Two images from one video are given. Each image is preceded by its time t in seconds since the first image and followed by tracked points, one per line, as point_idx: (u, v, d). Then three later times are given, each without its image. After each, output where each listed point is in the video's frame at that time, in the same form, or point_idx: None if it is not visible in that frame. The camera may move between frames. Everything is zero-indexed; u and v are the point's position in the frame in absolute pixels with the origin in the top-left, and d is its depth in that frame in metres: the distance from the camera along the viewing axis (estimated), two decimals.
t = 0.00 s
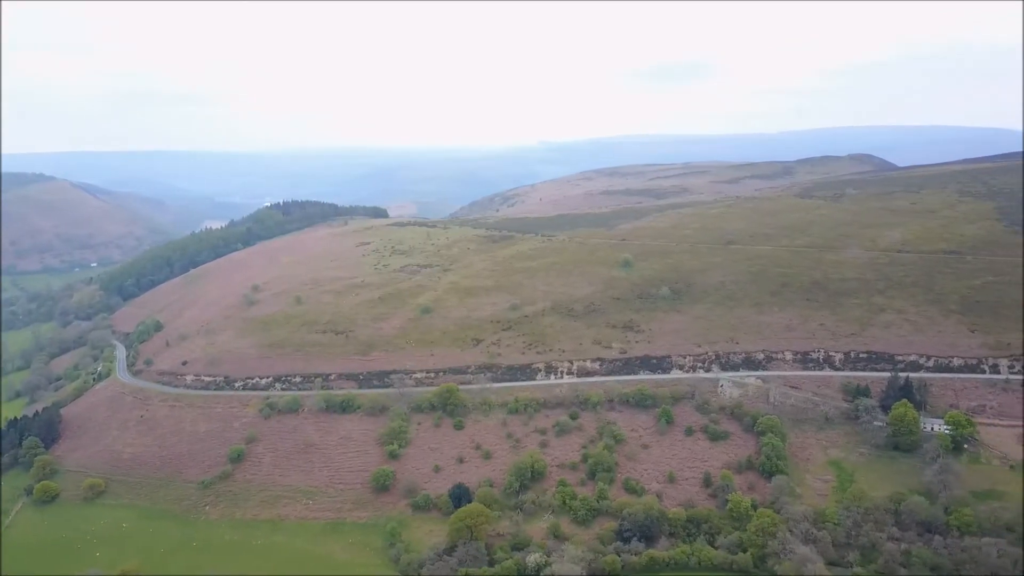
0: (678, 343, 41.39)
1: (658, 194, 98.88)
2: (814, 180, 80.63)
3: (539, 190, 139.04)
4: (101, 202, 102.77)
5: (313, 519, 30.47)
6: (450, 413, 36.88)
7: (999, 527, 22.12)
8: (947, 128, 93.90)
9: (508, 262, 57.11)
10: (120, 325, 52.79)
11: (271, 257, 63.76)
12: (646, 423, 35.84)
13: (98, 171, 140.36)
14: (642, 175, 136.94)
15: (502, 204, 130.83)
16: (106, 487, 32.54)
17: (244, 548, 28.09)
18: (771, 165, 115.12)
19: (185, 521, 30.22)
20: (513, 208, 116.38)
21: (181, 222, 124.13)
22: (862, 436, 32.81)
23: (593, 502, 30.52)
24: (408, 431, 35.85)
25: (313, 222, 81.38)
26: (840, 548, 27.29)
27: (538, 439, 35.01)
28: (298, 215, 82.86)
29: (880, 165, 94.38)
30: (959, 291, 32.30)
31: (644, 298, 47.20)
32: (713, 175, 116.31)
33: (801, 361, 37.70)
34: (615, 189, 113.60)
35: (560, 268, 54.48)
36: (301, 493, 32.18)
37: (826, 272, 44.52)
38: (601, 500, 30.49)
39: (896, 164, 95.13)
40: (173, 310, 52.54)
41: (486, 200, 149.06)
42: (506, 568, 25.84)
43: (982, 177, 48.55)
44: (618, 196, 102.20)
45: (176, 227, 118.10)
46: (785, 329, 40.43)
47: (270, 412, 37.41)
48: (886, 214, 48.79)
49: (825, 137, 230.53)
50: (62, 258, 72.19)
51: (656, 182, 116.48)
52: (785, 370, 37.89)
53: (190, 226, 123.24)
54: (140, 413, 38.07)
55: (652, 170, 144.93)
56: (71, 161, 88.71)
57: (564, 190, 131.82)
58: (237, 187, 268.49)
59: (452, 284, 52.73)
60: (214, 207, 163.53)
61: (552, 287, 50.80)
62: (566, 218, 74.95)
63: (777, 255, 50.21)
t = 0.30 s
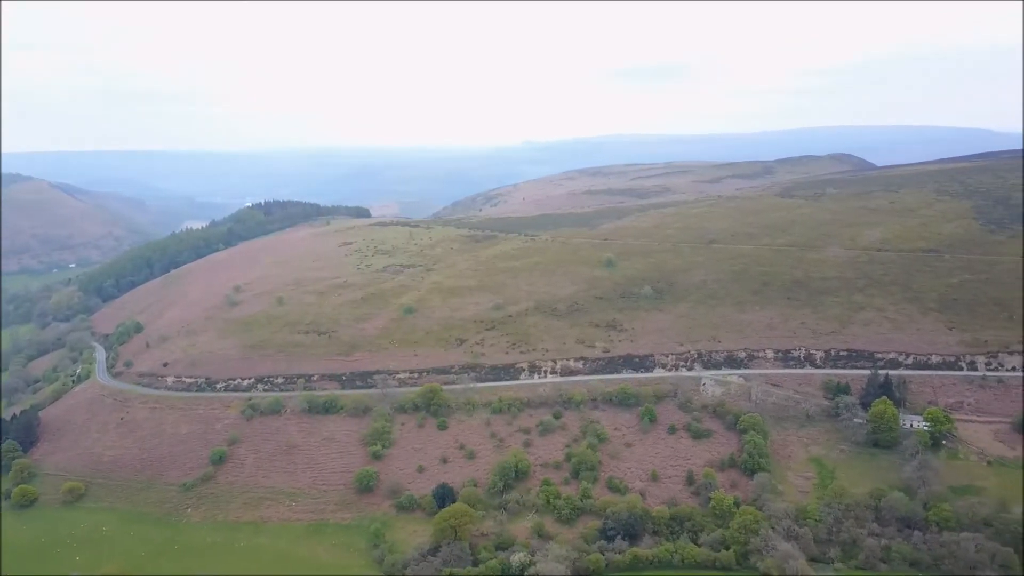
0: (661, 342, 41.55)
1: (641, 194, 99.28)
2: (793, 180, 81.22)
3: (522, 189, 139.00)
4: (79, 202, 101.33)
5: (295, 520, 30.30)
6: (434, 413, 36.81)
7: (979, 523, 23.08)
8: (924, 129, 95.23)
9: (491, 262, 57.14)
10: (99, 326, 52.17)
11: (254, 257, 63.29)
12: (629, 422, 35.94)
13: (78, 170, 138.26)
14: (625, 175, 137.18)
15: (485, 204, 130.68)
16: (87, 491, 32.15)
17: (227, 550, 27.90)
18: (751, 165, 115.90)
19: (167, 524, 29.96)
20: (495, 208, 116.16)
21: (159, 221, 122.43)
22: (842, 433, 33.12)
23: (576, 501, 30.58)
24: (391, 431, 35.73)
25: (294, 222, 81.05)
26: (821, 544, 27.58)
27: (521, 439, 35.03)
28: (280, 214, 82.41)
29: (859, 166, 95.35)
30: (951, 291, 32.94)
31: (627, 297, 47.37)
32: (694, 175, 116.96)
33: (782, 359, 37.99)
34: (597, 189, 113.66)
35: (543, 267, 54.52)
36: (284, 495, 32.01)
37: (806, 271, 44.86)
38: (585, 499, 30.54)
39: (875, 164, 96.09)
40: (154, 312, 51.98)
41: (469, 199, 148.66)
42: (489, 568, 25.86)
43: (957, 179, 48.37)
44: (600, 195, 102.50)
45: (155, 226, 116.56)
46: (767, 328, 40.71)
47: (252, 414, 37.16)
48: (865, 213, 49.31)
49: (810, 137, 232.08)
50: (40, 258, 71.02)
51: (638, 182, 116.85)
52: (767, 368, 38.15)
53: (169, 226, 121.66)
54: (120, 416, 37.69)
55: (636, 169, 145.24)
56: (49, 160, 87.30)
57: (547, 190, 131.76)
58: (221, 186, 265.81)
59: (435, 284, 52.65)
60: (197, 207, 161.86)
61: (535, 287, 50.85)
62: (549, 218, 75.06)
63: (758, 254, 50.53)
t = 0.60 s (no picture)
0: (645, 341, 41.68)
1: (625, 194, 99.58)
2: (773, 180, 81.90)
3: (507, 189, 138.89)
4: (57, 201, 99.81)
5: (280, 522, 30.13)
6: (420, 413, 36.73)
7: (959, 519, 25.31)
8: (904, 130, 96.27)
9: (477, 261, 57.14)
10: (80, 326, 51.26)
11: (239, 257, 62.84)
12: (615, 421, 36.00)
13: (59, 168, 136.04)
14: (610, 175, 137.34)
15: (469, 204, 130.46)
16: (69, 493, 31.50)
17: (211, 552, 27.70)
18: (734, 165, 116.52)
19: (150, 526, 29.68)
20: (479, 208, 115.90)
21: (140, 221, 120.88)
22: (825, 431, 33.36)
23: (562, 500, 30.60)
24: (377, 432, 35.60)
25: (278, 222, 80.68)
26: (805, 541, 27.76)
27: (507, 438, 35.02)
28: (263, 215, 81.89)
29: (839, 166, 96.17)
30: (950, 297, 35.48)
31: (612, 297, 47.52)
32: (678, 174, 117.40)
33: (766, 357, 38.24)
34: (580, 189, 113.60)
35: (528, 267, 54.54)
36: (269, 496, 31.82)
37: (789, 269, 46.00)
38: (571, 498, 30.57)
39: (855, 165, 96.96)
40: (136, 313, 51.42)
41: (453, 199, 148.10)
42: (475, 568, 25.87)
43: (934, 182, 51.27)
44: (585, 195, 102.69)
45: (135, 226, 115.08)
46: (751, 327, 41.00)
47: (236, 415, 36.93)
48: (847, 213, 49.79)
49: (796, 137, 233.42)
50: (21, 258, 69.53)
51: (623, 181, 117.13)
52: (751, 366, 38.38)
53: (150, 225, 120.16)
54: (102, 417, 37.39)
55: (620, 169, 145.44)
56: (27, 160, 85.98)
57: (532, 189, 131.53)
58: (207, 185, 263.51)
59: (420, 284, 52.55)
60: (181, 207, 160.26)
61: (520, 286, 50.87)
62: (534, 217, 75.17)
63: (741, 254, 50.90)
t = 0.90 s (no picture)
0: (628, 340, 41.87)
1: (608, 194, 99.90)
2: (754, 180, 82.52)
3: (491, 189, 138.67)
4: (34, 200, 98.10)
5: (263, 524, 29.99)
6: (403, 413, 36.65)
7: (937, 513, 25.80)
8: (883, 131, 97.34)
9: (461, 261, 57.12)
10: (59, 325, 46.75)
11: (222, 258, 62.38)
12: (598, 420, 36.09)
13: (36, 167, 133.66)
14: (593, 175, 137.47)
15: (453, 203, 130.19)
16: (46, 498, 28.49)
17: (193, 556, 27.47)
18: (716, 164, 117.14)
19: (131, 529, 29.32)
20: (462, 208, 115.63)
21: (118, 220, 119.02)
22: (807, 428, 33.65)
23: (546, 499, 30.63)
24: (360, 432, 35.49)
25: (260, 223, 80.11)
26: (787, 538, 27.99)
27: (491, 438, 35.02)
28: (245, 215, 81.29)
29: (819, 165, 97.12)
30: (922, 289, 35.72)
31: (595, 296, 47.69)
32: (661, 174, 117.76)
33: (748, 355, 38.60)
34: (563, 189, 113.64)
35: (512, 266, 54.57)
36: (251, 498, 31.63)
37: (770, 268, 46.68)
38: (555, 497, 30.62)
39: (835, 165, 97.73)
40: (116, 314, 50.74)
41: (436, 199, 147.59)
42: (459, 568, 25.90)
43: (912, 183, 51.96)
44: (568, 195, 102.83)
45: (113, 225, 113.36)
46: (733, 326, 41.41)
47: (218, 416, 36.67)
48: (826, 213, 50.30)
49: (780, 136, 234.96)
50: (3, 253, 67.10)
51: (606, 181, 117.27)
52: (733, 365, 38.68)
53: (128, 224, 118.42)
54: (80, 421, 36.08)
55: (604, 169, 145.63)
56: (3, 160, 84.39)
57: (515, 189, 131.33)
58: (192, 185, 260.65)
59: (403, 284, 52.44)
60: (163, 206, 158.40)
61: (504, 286, 50.88)
62: (518, 217, 75.28)
63: (723, 253, 51.31)
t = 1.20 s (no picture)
0: (614, 339, 42.00)
1: (592, 194, 100.26)
2: (736, 180, 82.95)
3: (475, 188, 138.69)
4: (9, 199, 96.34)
5: (247, 525, 29.81)
6: (389, 413, 36.57)
7: (920, 510, 26.83)
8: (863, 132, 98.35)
9: (446, 261, 57.10)
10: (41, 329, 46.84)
11: (206, 258, 61.87)
12: (584, 418, 36.16)
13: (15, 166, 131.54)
14: (578, 174, 137.55)
15: (437, 203, 130.12)
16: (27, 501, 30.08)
17: (178, 559, 27.24)
18: (699, 164, 117.83)
19: (114, 532, 29.02)
20: (446, 207, 115.39)
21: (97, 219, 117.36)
22: (791, 426, 33.86)
23: (532, 499, 30.67)
24: (346, 433, 35.36)
25: (243, 223, 79.46)
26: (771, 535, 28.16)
27: (477, 438, 35.01)
28: (229, 215, 80.58)
29: (801, 165, 97.92)
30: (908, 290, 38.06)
31: (580, 295, 47.80)
32: (645, 174, 118.24)
33: (732, 354, 38.80)
34: (546, 189, 113.69)
35: (497, 266, 54.52)
36: (236, 500, 31.44)
37: (754, 268, 47.15)
38: (541, 497, 30.66)
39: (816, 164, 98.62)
40: (97, 314, 50.04)
41: (421, 199, 147.15)
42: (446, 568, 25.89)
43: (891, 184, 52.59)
44: (552, 194, 103.01)
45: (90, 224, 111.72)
46: (717, 325, 41.69)
47: (202, 418, 36.32)
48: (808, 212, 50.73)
49: (766, 136, 236.62)
50: None
51: (591, 181, 117.53)
52: (717, 363, 38.87)
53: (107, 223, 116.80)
54: (63, 422, 35.73)
55: (589, 168, 145.81)
56: None
57: (499, 189, 131.11)
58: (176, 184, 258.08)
59: (388, 284, 52.36)
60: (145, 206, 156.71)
61: (489, 285, 50.89)
62: (502, 217, 75.36)
63: (707, 253, 51.61)
